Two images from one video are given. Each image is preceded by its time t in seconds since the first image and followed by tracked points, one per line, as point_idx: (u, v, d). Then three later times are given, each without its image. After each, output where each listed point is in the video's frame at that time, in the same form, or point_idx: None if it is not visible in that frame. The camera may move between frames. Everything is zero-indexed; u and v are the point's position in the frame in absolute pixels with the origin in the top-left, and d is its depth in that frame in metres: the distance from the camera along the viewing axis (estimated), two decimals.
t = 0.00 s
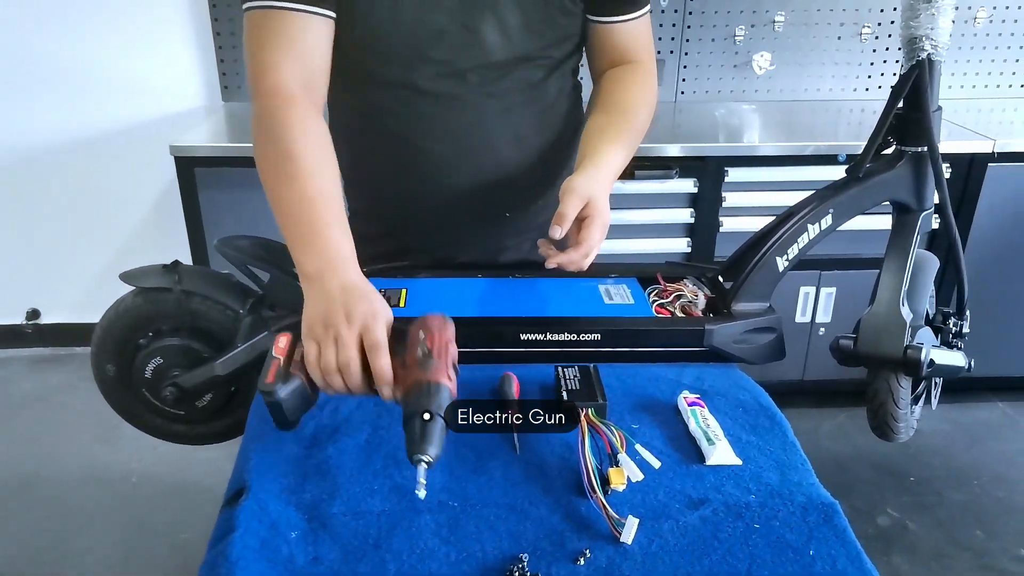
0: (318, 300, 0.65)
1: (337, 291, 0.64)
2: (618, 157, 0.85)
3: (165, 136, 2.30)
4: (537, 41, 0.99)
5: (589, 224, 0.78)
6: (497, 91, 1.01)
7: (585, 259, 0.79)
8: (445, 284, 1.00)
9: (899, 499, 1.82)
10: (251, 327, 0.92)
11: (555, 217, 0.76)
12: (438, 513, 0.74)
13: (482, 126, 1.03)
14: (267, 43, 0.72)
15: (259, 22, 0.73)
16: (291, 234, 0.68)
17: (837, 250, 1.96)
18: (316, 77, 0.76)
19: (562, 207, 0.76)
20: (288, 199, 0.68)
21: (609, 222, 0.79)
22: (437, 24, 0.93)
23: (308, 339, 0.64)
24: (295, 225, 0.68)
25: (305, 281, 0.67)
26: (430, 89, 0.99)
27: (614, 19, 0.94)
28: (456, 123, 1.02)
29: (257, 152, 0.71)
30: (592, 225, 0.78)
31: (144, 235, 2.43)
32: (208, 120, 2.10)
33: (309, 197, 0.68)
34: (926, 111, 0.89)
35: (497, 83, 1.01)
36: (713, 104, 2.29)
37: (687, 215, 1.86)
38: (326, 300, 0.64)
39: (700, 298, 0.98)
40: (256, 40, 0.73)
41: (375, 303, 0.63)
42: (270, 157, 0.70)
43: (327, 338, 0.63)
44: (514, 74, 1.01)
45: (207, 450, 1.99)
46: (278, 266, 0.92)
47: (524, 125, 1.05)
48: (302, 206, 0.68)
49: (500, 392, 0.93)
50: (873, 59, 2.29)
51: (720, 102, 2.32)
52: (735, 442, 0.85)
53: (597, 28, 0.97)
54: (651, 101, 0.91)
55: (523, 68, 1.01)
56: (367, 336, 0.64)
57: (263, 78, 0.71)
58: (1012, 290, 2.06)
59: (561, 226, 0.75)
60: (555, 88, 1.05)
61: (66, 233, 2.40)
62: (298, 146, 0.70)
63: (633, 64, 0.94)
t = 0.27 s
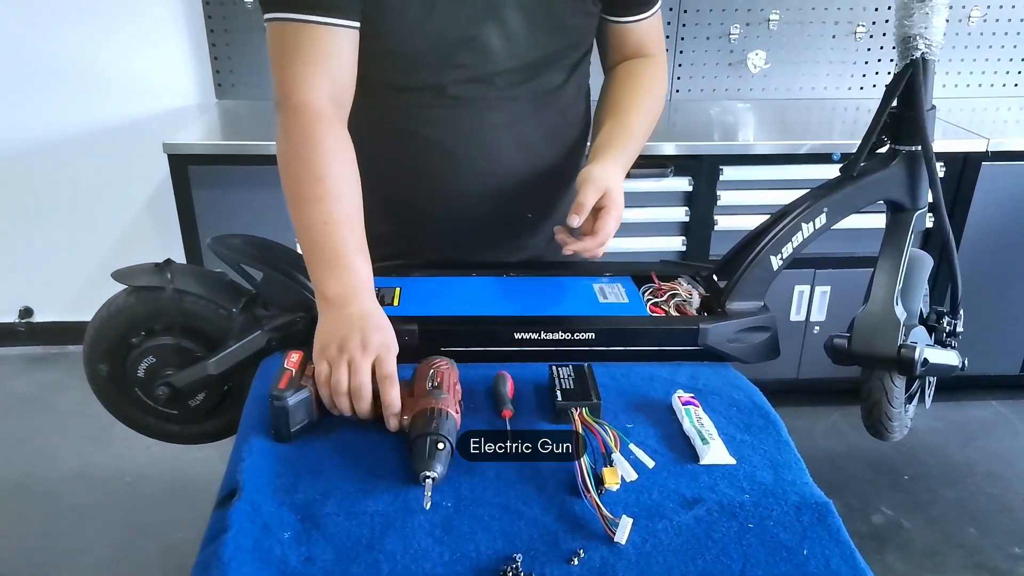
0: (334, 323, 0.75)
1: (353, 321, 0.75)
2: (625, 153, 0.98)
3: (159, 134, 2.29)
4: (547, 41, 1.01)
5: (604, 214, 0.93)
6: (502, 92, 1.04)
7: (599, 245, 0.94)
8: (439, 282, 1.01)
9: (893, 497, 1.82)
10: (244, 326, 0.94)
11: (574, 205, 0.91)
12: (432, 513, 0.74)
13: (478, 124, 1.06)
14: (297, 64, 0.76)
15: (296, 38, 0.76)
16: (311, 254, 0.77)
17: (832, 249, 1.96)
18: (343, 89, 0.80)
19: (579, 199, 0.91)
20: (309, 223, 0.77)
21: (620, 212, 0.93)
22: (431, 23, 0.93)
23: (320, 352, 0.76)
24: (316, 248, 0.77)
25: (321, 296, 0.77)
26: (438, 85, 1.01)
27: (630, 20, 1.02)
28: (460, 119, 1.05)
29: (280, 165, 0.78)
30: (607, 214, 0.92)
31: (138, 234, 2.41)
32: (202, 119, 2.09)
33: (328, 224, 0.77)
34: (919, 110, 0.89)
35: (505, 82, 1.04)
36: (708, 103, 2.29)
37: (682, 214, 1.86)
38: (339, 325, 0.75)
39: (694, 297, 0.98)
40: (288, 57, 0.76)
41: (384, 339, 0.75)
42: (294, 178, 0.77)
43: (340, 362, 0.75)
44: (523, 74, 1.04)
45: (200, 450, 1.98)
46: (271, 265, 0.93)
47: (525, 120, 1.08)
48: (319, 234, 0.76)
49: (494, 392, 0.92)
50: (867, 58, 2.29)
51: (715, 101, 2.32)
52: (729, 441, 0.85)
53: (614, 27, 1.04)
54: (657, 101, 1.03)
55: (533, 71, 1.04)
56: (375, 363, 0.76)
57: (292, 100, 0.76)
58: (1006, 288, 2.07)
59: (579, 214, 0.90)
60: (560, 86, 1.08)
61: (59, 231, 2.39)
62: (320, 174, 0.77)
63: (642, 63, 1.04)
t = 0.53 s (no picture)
0: (336, 293, 0.72)
1: (354, 290, 0.71)
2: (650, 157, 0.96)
3: (162, 134, 2.30)
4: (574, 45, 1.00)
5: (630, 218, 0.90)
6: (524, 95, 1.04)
7: (627, 251, 0.91)
8: (442, 285, 1.01)
9: (894, 501, 1.82)
10: (246, 327, 0.94)
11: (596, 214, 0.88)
12: (434, 515, 0.74)
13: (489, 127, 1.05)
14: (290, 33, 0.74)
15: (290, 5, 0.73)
16: (309, 227, 0.74)
17: (834, 252, 1.96)
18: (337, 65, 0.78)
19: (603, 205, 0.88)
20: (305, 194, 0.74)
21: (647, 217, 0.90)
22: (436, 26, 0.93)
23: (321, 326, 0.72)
24: (312, 220, 0.73)
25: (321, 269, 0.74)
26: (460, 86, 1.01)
27: (653, 28, 1.02)
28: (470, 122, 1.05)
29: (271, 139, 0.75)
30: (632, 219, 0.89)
31: (140, 234, 2.42)
32: (205, 119, 2.10)
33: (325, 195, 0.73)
34: (922, 113, 0.89)
35: (529, 85, 1.03)
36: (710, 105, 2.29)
37: (684, 217, 1.86)
38: (340, 295, 0.71)
39: (696, 300, 0.98)
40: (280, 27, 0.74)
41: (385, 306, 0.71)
42: (286, 150, 0.74)
43: (341, 332, 0.70)
44: (548, 78, 1.03)
45: (201, 450, 1.98)
46: (273, 266, 0.93)
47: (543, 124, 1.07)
48: (316, 204, 0.73)
49: (495, 394, 0.92)
50: (870, 61, 2.29)
51: (718, 104, 2.31)
52: (730, 444, 0.85)
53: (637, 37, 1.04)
54: (680, 106, 1.01)
55: (557, 75, 1.04)
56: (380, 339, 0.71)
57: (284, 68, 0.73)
58: (1009, 292, 2.07)
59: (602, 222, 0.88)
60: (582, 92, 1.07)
61: (62, 232, 2.40)
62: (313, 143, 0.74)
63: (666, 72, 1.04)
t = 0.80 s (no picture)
0: (376, 246, 0.70)
1: (389, 238, 0.69)
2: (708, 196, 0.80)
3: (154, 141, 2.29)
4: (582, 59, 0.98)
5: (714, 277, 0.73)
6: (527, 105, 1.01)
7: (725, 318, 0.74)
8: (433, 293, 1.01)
9: (888, 507, 1.82)
10: (238, 335, 0.92)
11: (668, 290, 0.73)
12: (425, 523, 0.74)
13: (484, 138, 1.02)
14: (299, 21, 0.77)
15: None
16: (343, 192, 0.74)
17: (827, 259, 1.97)
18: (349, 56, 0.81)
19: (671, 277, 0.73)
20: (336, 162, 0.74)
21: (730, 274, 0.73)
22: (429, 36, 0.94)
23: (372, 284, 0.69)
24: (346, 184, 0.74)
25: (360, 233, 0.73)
26: (461, 92, 0.99)
27: (673, 45, 0.91)
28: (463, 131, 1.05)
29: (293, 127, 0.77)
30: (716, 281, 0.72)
31: (132, 242, 2.41)
32: (197, 126, 2.10)
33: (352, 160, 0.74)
34: (911, 122, 0.89)
35: (531, 95, 1.00)
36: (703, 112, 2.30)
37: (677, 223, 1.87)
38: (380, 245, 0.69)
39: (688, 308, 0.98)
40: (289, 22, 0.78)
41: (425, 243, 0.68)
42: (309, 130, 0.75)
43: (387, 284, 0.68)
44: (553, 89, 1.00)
45: (193, 458, 1.98)
46: (265, 274, 0.93)
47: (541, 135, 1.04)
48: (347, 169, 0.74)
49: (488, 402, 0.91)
50: (861, 68, 2.30)
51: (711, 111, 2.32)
52: (722, 452, 0.85)
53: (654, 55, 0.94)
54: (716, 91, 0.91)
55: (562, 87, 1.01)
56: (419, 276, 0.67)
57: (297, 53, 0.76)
58: (1000, 298, 2.08)
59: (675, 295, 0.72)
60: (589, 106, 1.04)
61: (54, 239, 2.39)
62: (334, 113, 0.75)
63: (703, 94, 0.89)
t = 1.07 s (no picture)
0: (416, 238, 0.73)
1: (426, 223, 0.73)
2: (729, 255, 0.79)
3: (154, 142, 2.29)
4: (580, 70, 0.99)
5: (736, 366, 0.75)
6: (522, 112, 1.01)
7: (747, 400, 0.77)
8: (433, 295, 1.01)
9: (887, 510, 1.82)
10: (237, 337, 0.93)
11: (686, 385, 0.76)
12: (422, 526, 0.74)
13: (484, 141, 1.03)
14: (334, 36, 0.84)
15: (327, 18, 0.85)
16: (383, 185, 0.78)
17: (826, 262, 1.97)
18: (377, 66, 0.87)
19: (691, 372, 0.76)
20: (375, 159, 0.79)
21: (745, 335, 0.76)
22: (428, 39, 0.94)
23: (416, 273, 0.73)
24: (385, 177, 0.78)
25: (398, 224, 0.76)
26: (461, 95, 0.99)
27: (687, 56, 0.89)
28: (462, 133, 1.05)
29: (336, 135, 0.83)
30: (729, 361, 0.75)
31: (132, 243, 2.41)
32: (198, 128, 2.10)
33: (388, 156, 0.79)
34: (911, 125, 0.89)
35: (529, 102, 1.01)
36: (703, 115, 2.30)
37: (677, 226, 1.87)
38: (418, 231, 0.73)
39: (687, 310, 0.99)
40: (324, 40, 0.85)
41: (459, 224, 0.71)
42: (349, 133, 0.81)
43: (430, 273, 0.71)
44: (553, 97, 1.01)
45: (192, 459, 1.97)
46: (265, 275, 0.93)
47: (540, 142, 1.04)
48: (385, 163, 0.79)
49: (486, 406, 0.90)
50: (861, 71, 2.31)
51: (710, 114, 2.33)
52: (721, 455, 0.85)
53: (670, 67, 0.90)
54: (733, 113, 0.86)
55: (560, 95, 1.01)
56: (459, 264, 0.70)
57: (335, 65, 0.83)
58: (1000, 301, 2.07)
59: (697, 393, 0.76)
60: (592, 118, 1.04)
61: (54, 239, 2.39)
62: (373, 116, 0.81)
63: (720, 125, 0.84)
